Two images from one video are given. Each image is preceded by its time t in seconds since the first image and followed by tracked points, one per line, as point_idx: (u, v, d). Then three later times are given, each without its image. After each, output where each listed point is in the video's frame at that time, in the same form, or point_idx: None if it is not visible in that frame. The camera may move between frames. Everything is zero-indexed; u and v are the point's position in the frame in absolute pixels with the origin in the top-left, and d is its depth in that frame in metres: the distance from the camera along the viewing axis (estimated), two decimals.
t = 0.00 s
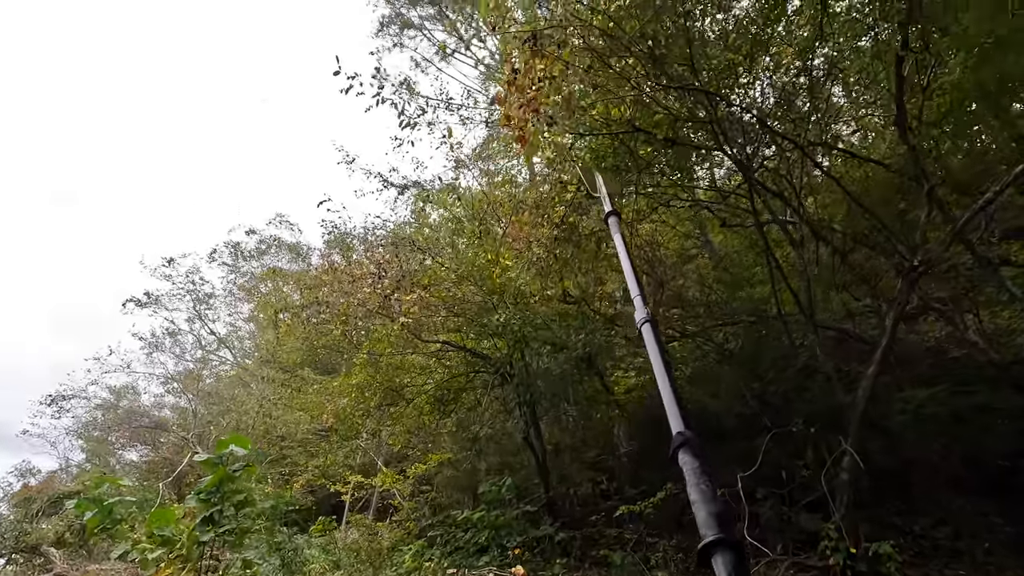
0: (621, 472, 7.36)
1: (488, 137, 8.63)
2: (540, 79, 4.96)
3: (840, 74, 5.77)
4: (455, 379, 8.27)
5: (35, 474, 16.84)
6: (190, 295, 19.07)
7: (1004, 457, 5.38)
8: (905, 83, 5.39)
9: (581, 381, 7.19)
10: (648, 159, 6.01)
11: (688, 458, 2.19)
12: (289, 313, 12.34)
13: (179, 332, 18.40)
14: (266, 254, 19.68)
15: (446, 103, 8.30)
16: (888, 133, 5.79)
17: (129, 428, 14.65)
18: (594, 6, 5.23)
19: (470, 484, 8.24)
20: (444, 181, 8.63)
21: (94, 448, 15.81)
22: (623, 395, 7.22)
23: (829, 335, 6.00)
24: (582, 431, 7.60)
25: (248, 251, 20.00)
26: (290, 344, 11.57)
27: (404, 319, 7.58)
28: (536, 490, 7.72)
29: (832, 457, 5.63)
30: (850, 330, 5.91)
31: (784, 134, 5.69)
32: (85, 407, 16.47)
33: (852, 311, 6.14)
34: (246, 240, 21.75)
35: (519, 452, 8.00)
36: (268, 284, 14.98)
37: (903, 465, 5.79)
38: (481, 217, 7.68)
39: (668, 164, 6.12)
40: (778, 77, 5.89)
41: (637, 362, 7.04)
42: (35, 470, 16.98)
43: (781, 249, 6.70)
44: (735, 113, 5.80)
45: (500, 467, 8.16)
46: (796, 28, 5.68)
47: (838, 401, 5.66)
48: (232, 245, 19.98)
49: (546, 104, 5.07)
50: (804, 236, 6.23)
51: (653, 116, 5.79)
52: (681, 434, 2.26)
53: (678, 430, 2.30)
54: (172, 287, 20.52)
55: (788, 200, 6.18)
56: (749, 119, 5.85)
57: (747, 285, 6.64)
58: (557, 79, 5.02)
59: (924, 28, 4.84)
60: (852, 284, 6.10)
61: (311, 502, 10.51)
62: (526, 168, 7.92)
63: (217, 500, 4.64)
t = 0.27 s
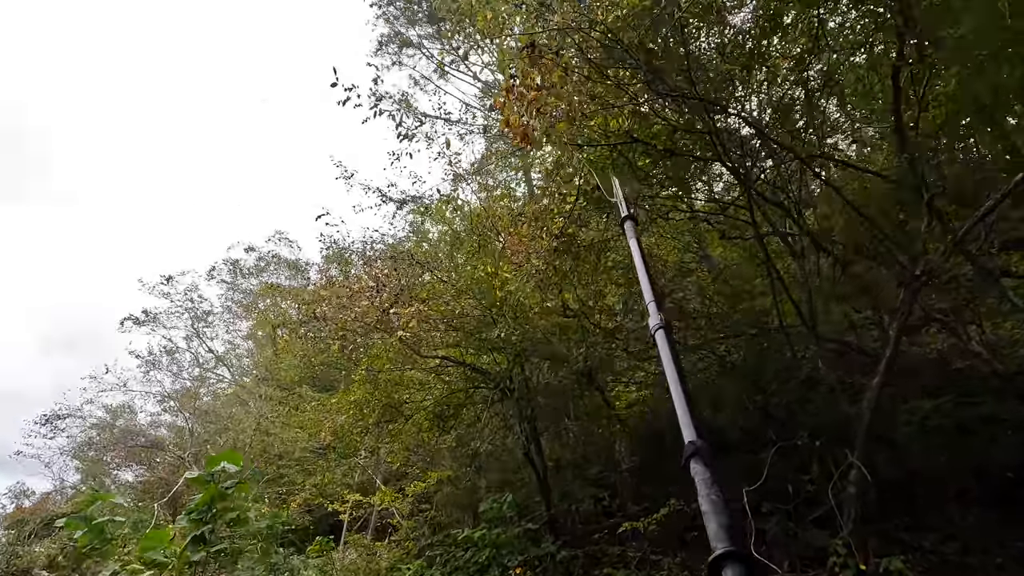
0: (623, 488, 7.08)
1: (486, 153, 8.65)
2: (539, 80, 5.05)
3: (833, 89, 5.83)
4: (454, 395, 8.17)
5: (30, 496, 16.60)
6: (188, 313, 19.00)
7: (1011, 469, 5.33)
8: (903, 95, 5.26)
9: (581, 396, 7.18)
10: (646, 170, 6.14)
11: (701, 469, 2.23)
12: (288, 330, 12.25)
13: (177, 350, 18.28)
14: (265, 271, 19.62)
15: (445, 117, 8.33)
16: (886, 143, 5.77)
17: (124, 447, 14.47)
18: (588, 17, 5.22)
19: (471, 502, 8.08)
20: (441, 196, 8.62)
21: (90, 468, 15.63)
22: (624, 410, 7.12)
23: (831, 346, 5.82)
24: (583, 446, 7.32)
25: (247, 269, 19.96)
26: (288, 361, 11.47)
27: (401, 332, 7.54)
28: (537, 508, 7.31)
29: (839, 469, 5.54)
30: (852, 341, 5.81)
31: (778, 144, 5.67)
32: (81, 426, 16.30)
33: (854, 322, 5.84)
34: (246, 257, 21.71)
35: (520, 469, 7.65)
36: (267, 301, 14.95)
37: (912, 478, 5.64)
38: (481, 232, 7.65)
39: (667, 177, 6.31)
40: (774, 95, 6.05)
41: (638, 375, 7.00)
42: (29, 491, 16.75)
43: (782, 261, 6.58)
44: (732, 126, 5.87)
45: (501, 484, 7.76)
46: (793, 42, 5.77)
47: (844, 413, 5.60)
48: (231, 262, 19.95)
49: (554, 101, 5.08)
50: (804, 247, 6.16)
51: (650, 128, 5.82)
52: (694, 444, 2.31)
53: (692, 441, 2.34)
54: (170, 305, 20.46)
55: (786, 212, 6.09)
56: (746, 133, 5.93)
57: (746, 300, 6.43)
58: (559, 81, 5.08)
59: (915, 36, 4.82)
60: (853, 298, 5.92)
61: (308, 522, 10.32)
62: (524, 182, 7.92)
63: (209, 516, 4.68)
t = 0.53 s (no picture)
0: (627, 502, 6.95)
1: (486, 165, 8.67)
2: (535, 92, 5.08)
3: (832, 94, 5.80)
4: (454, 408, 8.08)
5: (28, 517, 16.43)
6: (188, 330, 18.95)
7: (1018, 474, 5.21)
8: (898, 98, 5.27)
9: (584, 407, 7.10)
10: (644, 178, 6.32)
11: (687, 468, 2.19)
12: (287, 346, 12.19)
13: (177, 367, 18.20)
14: (266, 287, 19.59)
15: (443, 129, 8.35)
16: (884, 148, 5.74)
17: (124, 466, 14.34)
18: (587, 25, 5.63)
19: (472, 517, 7.94)
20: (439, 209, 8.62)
21: (89, 489, 15.46)
22: (625, 420, 7.01)
23: (835, 352, 5.71)
24: (585, 459, 7.21)
25: (247, 285, 19.94)
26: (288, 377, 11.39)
27: (400, 343, 7.47)
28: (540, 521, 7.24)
29: (847, 478, 5.43)
30: (855, 346, 5.68)
31: (776, 149, 5.83)
32: (80, 446, 16.17)
33: (858, 329, 5.70)
34: (245, 274, 21.65)
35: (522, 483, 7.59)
36: (267, 317, 14.91)
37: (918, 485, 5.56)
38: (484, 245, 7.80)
39: (665, 185, 6.39)
40: (772, 101, 5.99)
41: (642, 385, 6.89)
42: (27, 513, 16.58)
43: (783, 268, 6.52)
44: (729, 134, 6.02)
45: (503, 499, 7.74)
46: (789, 48, 5.79)
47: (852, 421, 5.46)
48: (232, 279, 19.93)
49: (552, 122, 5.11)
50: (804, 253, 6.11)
51: (649, 135, 6.15)
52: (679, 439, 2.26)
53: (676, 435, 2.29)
54: (170, 323, 20.39)
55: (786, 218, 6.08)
56: (744, 142, 6.03)
57: (749, 309, 6.36)
58: (555, 91, 5.14)
59: (910, 43, 5.06)
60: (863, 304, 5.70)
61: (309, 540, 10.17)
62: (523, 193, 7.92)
63: (205, 533, 4.55)
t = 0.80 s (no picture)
0: (636, 516, 6.80)
1: (486, 176, 8.66)
2: (534, 97, 6.16)
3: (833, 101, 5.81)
4: (458, 422, 7.98)
5: (34, 541, 16.35)
6: (193, 349, 18.98)
7: None
8: (896, 95, 5.39)
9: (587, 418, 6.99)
10: (643, 184, 6.41)
11: (656, 459, 2.28)
12: (292, 363, 12.19)
13: (182, 386, 18.20)
14: (270, 304, 19.59)
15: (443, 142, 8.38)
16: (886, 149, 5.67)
17: (128, 486, 14.25)
18: (584, 34, 5.85)
19: (479, 533, 7.80)
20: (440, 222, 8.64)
21: (93, 511, 15.37)
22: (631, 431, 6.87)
23: (843, 358, 5.52)
24: (592, 473, 6.94)
25: (251, 303, 19.98)
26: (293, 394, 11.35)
27: (403, 354, 7.53)
28: (548, 537, 7.06)
29: (860, 486, 5.30)
30: (863, 351, 5.51)
31: (777, 153, 5.91)
32: (85, 467, 16.13)
33: (866, 334, 5.48)
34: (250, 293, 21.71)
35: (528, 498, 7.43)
36: (271, 333, 14.89)
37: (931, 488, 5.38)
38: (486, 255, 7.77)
39: (666, 194, 6.49)
40: (771, 108, 6.02)
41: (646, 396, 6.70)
42: (34, 536, 16.51)
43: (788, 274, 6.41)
44: (728, 141, 6.06)
45: (509, 514, 7.54)
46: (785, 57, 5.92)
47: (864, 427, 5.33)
48: (236, 297, 20.00)
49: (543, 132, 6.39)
50: (808, 258, 6.02)
51: (648, 142, 6.24)
52: (650, 429, 2.35)
53: (647, 424, 2.39)
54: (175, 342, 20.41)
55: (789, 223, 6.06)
56: (744, 149, 6.07)
57: (754, 315, 6.20)
58: (552, 95, 6.13)
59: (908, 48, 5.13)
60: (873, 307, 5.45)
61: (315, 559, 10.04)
62: (524, 204, 7.91)
63: (206, 552, 4.49)
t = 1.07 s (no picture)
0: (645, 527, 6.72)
1: (491, 186, 8.65)
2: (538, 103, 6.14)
3: (837, 108, 5.83)
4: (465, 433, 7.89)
5: (39, 557, 16.27)
6: (199, 363, 19.00)
7: None
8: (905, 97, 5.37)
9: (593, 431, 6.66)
10: (650, 191, 6.17)
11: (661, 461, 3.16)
12: (297, 376, 12.15)
13: (187, 400, 18.18)
14: (276, 317, 19.61)
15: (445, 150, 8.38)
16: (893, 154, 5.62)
17: (133, 501, 14.19)
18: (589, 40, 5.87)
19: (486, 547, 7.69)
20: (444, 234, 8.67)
21: (98, 526, 15.30)
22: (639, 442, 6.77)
23: (854, 367, 5.32)
24: (599, 485, 6.82)
25: (256, 316, 19.99)
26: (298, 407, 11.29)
27: (409, 365, 7.80)
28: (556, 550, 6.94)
29: (876, 494, 5.22)
30: (876, 360, 5.41)
31: (782, 158, 5.81)
32: (90, 482, 16.08)
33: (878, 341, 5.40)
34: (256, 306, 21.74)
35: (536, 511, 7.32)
36: (277, 346, 14.87)
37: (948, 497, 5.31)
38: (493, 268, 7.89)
39: (671, 201, 6.31)
40: (774, 116, 5.98)
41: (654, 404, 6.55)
42: (38, 553, 16.43)
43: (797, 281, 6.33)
44: (732, 148, 5.99)
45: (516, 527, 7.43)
46: (787, 64, 5.90)
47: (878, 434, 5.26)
48: (242, 310, 20.03)
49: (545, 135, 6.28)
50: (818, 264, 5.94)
51: (659, 146, 6.36)
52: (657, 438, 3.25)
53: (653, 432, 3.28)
54: (182, 356, 20.43)
55: (798, 228, 5.80)
56: (749, 156, 5.99)
57: (763, 323, 5.90)
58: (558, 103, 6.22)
59: (912, 54, 5.09)
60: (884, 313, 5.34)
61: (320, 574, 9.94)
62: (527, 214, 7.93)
63: (208, 565, 4.42)
